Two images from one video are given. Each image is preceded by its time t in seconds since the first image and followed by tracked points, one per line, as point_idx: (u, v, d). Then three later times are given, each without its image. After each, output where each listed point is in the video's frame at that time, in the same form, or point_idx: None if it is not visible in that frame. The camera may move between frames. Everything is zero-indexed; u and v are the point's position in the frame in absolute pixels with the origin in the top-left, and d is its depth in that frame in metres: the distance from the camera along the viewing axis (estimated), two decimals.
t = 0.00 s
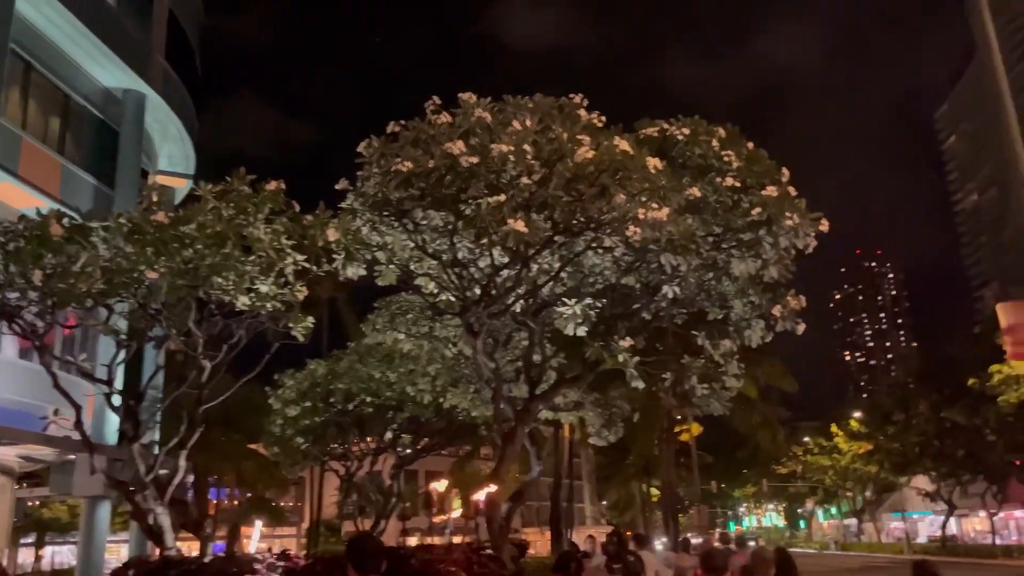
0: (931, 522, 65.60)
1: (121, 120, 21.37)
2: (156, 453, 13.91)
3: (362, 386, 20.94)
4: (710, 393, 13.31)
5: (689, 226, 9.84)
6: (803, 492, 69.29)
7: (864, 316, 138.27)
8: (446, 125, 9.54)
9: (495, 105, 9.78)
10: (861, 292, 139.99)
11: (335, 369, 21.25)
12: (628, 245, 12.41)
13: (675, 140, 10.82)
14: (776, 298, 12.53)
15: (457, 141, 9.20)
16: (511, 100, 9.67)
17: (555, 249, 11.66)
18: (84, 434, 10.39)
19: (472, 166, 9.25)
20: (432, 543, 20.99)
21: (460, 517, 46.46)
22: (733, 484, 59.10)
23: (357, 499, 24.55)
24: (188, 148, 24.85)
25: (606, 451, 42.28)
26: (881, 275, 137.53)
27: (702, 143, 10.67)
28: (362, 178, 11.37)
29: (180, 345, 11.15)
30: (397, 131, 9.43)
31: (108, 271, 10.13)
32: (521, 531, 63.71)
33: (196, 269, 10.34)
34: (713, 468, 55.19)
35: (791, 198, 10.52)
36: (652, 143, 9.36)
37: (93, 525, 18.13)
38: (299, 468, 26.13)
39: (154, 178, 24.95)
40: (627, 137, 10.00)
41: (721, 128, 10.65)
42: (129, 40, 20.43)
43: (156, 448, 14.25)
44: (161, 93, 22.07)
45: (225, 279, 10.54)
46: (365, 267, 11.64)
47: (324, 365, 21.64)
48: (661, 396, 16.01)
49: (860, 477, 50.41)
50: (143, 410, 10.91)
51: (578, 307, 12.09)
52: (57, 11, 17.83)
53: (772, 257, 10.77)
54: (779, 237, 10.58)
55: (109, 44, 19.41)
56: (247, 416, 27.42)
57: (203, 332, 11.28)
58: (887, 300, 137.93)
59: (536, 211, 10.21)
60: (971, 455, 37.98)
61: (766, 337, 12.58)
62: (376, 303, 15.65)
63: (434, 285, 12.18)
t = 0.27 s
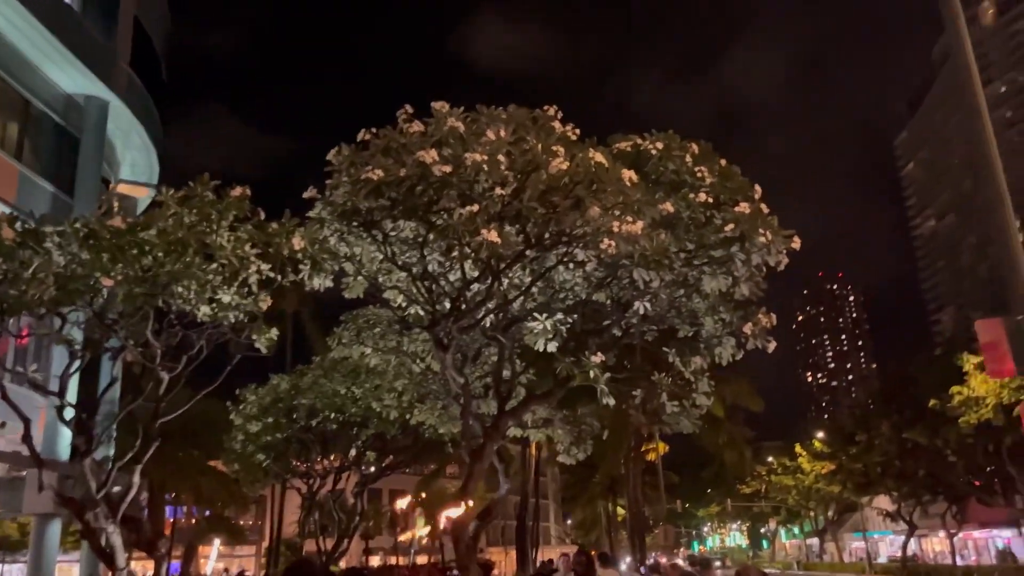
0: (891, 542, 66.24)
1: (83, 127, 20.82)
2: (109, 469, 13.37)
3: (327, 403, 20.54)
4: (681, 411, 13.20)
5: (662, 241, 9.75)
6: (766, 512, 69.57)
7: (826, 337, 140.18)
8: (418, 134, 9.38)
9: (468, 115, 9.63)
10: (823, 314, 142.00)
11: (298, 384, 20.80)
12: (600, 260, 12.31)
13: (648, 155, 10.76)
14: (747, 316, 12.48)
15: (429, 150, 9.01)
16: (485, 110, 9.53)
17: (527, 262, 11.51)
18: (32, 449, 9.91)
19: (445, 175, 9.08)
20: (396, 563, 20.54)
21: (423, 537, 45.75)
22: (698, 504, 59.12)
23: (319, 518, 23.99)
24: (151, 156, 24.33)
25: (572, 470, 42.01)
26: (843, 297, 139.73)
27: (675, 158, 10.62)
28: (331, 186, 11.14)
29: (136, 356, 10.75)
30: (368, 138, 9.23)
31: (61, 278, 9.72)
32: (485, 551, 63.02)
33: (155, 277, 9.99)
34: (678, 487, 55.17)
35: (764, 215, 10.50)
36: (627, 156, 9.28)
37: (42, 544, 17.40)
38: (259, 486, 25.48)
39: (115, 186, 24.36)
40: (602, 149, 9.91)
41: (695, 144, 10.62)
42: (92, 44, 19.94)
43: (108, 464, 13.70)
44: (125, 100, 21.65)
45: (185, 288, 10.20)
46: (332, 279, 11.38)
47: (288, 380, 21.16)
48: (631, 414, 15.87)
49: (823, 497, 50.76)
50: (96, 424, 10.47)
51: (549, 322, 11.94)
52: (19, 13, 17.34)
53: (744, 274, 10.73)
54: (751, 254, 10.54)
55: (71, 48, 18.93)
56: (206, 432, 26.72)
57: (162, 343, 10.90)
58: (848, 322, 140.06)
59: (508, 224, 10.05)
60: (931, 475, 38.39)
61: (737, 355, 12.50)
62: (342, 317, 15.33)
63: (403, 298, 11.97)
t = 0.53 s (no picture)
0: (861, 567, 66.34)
1: (50, 138, 20.33)
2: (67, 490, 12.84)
3: (295, 424, 20.01)
4: (659, 434, 13.00)
5: (644, 261, 9.60)
6: (737, 536, 69.44)
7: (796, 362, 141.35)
8: (397, 148, 9.19)
9: (448, 129, 9.46)
10: (793, 339, 143.27)
11: (267, 404, 20.27)
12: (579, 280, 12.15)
13: (630, 174, 10.64)
14: (727, 338, 12.35)
15: (409, 163, 8.76)
16: (466, 124, 9.38)
17: (506, 281, 11.32)
18: None
19: (424, 190, 8.87)
20: None
21: (392, 561, 44.95)
22: (670, 528, 58.86)
23: (285, 542, 23.37)
24: (119, 168, 23.89)
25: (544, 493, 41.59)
26: (813, 323, 141.24)
27: (657, 178, 10.52)
28: (306, 201, 10.90)
29: (98, 373, 10.38)
30: (346, 151, 9.01)
31: (20, 289, 9.39)
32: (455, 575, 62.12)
33: (120, 291, 9.65)
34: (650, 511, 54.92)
35: (746, 236, 10.40)
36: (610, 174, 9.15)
37: None
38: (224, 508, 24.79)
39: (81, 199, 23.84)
40: (583, 167, 9.76)
41: (676, 164, 10.53)
42: (60, 53, 19.52)
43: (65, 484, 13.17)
44: (93, 111, 21.27)
45: (152, 302, 9.88)
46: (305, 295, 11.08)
47: (256, 400, 20.65)
48: (607, 437, 15.63)
49: (794, 522, 50.78)
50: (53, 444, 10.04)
51: (527, 343, 11.74)
52: None
53: (725, 296, 10.61)
54: (733, 275, 10.42)
55: (39, 57, 18.49)
56: (171, 451, 26.03)
57: (125, 360, 10.53)
58: (818, 347, 141.45)
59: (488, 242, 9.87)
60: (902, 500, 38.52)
61: (717, 378, 12.32)
62: (314, 335, 14.94)
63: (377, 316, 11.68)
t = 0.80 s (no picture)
0: None
1: (24, 146, 19.96)
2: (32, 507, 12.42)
3: (271, 440, 19.63)
4: (642, 452, 12.81)
5: (630, 275, 9.49)
6: (714, 557, 69.26)
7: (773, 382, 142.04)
8: (381, 156, 9.03)
9: (432, 139, 9.35)
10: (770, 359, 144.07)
11: (242, 420, 19.85)
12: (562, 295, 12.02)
13: (616, 188, 10.49)
14: (711, 355, 12.27)
15: (393, 172, 8.63)
16: (451, 135, 9.28)
17: (490, 295, 11.17)
18: None
19: (409, 199, 8.75)
20: None
21: None
22: (648, 548, 58.53)
23: (259, 561, 22.84)
24: (95, 178, 23.52)
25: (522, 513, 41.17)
26: (790, 343, 142.16)
27: (643, 192, 10.41)
28: (287, 209, 10.52)
29: (67, 385, 10.08)
30: (329, 160, 8.83)
31: None
32: None
33: (91, 299, 9.40)
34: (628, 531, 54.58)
35: (732, 251, 10.32)
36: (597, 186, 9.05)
37: None
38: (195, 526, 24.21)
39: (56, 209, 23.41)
40: (569, 180, 9.65)
41: (662, 178, 10.43)
42: (37, 60, 19.22)
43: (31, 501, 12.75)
44: (69, 119, 20.91)
45: (125, 311, 9.64)
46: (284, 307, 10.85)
47: (231, 415, 20.22)
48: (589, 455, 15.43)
49: (772, 542, 50.67)
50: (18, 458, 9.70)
51: (509, 357, 11.57)
52: None
53: (710, 311, 10.53)
54: (719, 290, 10.33)
55: (15, 63, 18.17)
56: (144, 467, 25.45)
57: (95, 371, 10.24)
58: (795, 367, 142.28)
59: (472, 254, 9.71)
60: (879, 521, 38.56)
61: (701, 395, 12.19)
62: (292, 349, 14.63)
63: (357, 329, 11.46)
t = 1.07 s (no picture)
0: None
1: (7, 160, 19.73)
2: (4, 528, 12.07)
3: (255, 460, 19.29)
4: (632, 474, 12.57)
5: (622, 293, 9.34)
6: None
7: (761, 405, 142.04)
8: (369, 169, 8.89)
9: (422, 152, 9.23)
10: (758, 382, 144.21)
11: (226, 439, 19.47)
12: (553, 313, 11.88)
13: (607, 204, 10.32)
14: (704, 375, 12.10)
15: (381, 184, 8.50)
16: (440, 148, 9.16)
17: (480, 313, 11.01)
18: None
19: (397, 213, 8.61)
20: None
21: None
22: (636, 573, 57.99)
23: None
24: (79, 195, 23.28)
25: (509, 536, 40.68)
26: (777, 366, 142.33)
27: (635, 209, 10.28)
28: (273, 224, 10.20)
29: (42, 402, 9.85)
30: (316, 171, 8.67)
31: None
32: None
33: (68, 311, 9.24)
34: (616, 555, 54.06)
35: (725, 269, 10.19)
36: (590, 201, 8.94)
37: None
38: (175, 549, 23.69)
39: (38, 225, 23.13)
40: (561, 195, 9.52)
41: (654, 195, 10.32)
42: (22, 75, 19.05)
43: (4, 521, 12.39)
44: (54, 134, 20.69)
45: (103, 325, 9.48)
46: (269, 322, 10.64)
47: (214, 435, 19.85)
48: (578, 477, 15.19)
49: (761, 567, 50.28)
50: None
51: (498, 376, 11.38)
52: None
53: (702, 331, 10.38)
54: (711, 309, 10.20)
55: None
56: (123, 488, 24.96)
57: (72, 386, 10.04)
58: (782, 390, 142.44)
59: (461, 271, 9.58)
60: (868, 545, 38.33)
61: (692, 416, 11.99)
62: (276, 366, 14.34)
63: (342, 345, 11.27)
